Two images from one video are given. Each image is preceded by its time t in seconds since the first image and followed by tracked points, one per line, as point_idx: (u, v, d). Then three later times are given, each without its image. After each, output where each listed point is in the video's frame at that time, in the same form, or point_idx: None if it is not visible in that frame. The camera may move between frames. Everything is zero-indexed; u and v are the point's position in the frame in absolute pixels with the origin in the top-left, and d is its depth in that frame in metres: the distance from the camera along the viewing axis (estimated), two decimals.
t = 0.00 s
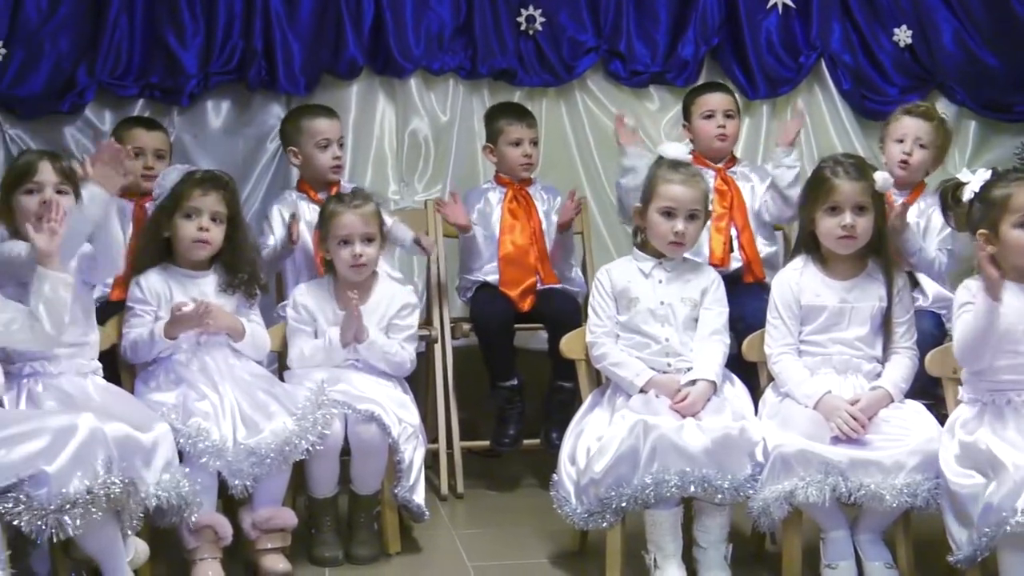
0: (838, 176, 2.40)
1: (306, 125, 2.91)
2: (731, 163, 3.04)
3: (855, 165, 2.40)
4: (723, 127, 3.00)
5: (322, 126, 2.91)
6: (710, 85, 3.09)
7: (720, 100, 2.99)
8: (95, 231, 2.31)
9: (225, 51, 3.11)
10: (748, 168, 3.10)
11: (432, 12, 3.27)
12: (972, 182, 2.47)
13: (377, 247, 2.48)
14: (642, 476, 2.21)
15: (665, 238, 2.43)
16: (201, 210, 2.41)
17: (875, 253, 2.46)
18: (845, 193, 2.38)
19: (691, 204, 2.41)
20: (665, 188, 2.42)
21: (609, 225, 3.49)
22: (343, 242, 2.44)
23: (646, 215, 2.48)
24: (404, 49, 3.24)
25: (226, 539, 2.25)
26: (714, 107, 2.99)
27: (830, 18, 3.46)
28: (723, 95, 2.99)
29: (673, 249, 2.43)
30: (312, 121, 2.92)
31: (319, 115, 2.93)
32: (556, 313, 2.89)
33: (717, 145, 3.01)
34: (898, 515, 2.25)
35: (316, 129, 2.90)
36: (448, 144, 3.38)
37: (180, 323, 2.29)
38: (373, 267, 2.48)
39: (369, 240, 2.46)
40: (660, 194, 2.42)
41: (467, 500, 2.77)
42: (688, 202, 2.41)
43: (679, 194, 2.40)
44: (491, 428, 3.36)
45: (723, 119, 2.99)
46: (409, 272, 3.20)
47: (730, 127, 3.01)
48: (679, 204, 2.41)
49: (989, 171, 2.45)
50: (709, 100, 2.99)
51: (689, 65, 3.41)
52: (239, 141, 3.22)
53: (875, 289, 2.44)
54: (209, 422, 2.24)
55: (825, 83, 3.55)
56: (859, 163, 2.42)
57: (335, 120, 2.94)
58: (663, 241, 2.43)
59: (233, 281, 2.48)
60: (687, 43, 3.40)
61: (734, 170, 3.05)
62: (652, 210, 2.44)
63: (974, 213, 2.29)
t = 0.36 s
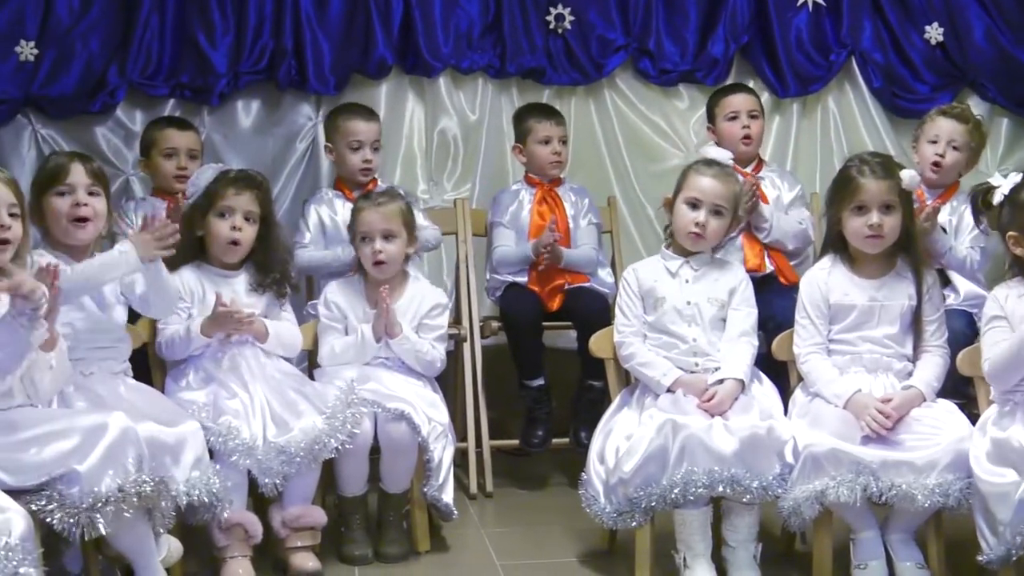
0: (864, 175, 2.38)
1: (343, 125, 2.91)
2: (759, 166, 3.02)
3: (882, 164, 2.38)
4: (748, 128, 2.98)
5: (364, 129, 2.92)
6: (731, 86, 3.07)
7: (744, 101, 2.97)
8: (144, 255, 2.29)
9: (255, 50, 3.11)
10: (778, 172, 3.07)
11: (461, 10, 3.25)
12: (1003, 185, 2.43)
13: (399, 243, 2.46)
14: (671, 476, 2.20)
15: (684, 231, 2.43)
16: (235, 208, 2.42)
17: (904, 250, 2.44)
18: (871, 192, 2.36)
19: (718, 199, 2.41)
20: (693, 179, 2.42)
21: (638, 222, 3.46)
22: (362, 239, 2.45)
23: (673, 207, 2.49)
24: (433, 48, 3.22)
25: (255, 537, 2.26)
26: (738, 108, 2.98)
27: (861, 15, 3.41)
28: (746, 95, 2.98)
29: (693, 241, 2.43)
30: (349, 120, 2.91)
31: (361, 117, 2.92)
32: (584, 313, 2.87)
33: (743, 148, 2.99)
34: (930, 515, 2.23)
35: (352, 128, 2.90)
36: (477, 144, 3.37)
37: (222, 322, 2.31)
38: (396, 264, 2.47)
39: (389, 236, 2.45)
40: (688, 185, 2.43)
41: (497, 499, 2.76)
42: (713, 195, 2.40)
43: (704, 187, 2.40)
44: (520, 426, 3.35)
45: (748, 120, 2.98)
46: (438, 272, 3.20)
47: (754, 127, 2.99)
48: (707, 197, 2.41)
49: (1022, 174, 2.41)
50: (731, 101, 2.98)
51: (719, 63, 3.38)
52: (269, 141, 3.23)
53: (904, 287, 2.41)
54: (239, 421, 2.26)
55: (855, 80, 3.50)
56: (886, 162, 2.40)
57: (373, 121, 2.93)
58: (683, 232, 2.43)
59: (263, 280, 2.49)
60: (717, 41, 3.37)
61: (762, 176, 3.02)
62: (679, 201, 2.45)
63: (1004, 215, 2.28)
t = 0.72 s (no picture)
0: (894, 173, 2.36)
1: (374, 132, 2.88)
2: (788, 163, 3.00)
3: (911, 162, 2.36)
4: (777, 127, 2.95)
5: (402, 139, 2.88)
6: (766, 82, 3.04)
7: (774, 100, 2.95)
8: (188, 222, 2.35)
9: (285, 50, 3.12)
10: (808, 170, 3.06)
11: (490, 9, 3.24)
12: None
13: (416, 240, 2.46)
14: (701, 475, 2.19)
15: (719, 226, 2.43)
16: (262, 209, 2.44)
17: (934, 248, 2.42)
18: (900, 190, 2.34)
19: (743, 188, 2.42)
20: (717, 175, 2.44)
21: (668, 221, 3.45)
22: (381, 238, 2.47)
23: (702, 209, 2.49)
24: (462, 47, 3.21)
25: (285, 535, 2.30)
26: (768, 107, 2.96)
27: (892, 13, 3.38)
28: (776, 95, 2.95)
29: (730, 236, 2.43)
30: (381, 127, 2.87)
31: (397, 126, 2.88)
32: (614, 311, 2.86)
33: (771, 148, 2.97)
34: (962, 515, 2.21)
35: (384, 137, 2.87)
36: (507, 143, 3.36)
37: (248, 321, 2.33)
38: (414, 262, 2.47)
39: (405, 234, 2.45)
40: (713, 182, 2.44)
41: (526, 498, 2.76)
42: (740, 186, 2.41)
43: (731, 180, 2.41)
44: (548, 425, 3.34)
45: (777, 119, 2.95)
46: (467, 272, 3.20)
47: (784, 126, 2.96)
48: (730, 190, 2.42)
49: None
50: (761, 99, 2.96)
51: (749, 62, 3.35)
52: (299, 140, 3.24)
53: (935, 286, 2.39)
54: (269, 419, 2.27)
55: (886, 78, 3.46)
56: (917, 160, 2.37)
57: (406, 133, 2.88)
58: (718, 228, 2.43)
59: (292, 279, 2.50)
60: (747, 39, 3.34)
61: (790, 172, 3.01)
62: (708, 199, 2.45)
63: None
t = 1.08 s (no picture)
0: (926, 172, 2.35)
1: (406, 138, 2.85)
2: (820, 152, 3.00)
3: (944, 161, 2.35)
4: (810, 119, 2.95)
5: (436, 147, 2.84)
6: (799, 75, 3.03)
7: (807, 92, 2.94)
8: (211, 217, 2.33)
9: (315, 50, 3.12)
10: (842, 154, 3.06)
11: (519, 8, 3.23)
12: None
13: (451, 241, 2.45)
14: (731, 474, 2.18)
15: (747, 230, 2.43)
16: (290, 210, 2.44)
17: (967, 248, 2.40)
18: (933, 189, 2.33)
19: (762, 188, 2.42)
20: (735, 181, 2.44)
21: (697, 220, 3.44)
22: (417, 238, 2.45)
23: (729, 218, 2.49)
24: (491, 46, 3.21)
25: (314, 534, 2.31)
26: (802, 99, 2.95)
27: (923, 11, 3.35)
28: (811, 86, 2.94)
29: (759, 237, 2.43)
30: (415, 137, 2.83)
31: (431, 133, 2.84)
32: (642, 312, 2.85)
33: (804, 140, 2.97)
34: (993, 516, 2.19)
35: (418, 144, 2.83)
36: (536, 144, 3.34)
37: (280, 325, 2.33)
38: (449, 261, 2.46)
39: (441, 234, 2.44)
40: (733, 188, 2.44)
41: (554, 497, 2.75)
42: (758, 187, 2.41)
43: (749, 183, 2.42)
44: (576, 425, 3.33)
45: (810, 111, 2.95)
46: (496, 271, 3.20)
47: (816, 119, 2.96)
48: (748, 193, 2.42)
49: None
50: (796, 93, 2.94)
51: (779, 60, 3.34)
52: (328, 140, 3.24)
53: (967, 285, 2.37)
54: (299, 417, 2.28)
55: (917, 77, 3.44)
56: (949, 159, 2.36)
57: (440, 141, 2.83)
58: (746, 231, 2.44)
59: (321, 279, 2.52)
60: (777, 37, 3.32)
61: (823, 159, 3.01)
62: (730, 207, 2.46)
63: None
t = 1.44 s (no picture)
0: (955, 171, 2.34)
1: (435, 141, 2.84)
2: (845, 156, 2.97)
3: (973, 161, 2.33)
4: (822, 124, 2.94)
5: (464, 149, 2.83)
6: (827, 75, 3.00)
7: (823, 96, 2.92)
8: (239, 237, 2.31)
9: (341, 50, 3.12)
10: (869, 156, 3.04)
11: (546, 8, 3.21)
12: None
13: (487, 239, 2.44)
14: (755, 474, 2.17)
15: (770, 235, 2.42)
16: (318, 210, 2.45)
17: (995, 248, 2.38)
18: (962, 189, 2.31)
19: (781, 190, 2.40)
20: (751, 188, 2.44)
21: (724, 219, 3.43)
22: (453, 236, 2.43)
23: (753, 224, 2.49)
24: (518, 45, 3.19)
25: (341, 532, 2.31)
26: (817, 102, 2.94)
27: (951, 9, 3.33)
28: (828, 89, 2.92)
29: (784, 240, 2.41)
30: (445, 137, 2.83)
31: (460, 135, 2.83)
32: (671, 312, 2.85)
33: (819, 145, 2.97)
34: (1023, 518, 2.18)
35: (447, 145, 2.83)
36: (562, 143, 3.33)
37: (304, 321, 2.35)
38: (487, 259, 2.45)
39: (479, 232, 2.43)
40: (751, 195, 2.43)
41: (581, 497, 2.75)
42: (776, 191, 2.40)
43: (766, 189, 2.41)
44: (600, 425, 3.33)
45: (823, 115, 2.94)
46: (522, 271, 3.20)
47: (832, 123, 2.94)
48: (765, 199, 2.42)
49: None
50: (812, 97, 2.93)
51: (806, 59, 3.30)
52: (355, 139, 3.25)
53: (994, 285, 2.36)
54: (326, 417, 2.29)
55: (946, 75, 3.42)
56: (978, 159, 2.35)
57: (468, 141, 2.83)
58: (769, 236, 2.42)
59: (348, 279, 2.52)
60: (804, 36, 3.29)
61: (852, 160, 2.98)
62: (751, 214, 2.45)
63: None
